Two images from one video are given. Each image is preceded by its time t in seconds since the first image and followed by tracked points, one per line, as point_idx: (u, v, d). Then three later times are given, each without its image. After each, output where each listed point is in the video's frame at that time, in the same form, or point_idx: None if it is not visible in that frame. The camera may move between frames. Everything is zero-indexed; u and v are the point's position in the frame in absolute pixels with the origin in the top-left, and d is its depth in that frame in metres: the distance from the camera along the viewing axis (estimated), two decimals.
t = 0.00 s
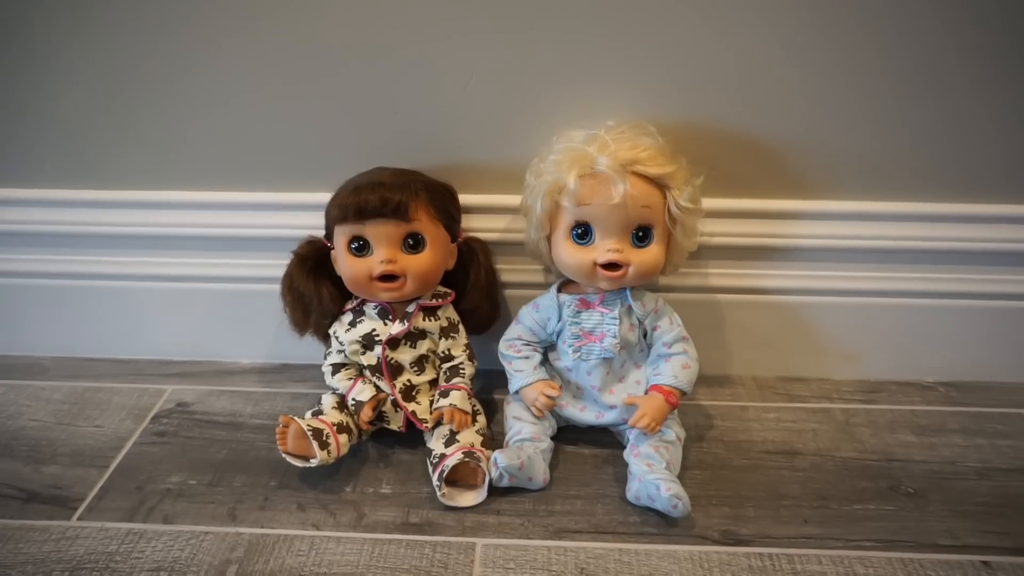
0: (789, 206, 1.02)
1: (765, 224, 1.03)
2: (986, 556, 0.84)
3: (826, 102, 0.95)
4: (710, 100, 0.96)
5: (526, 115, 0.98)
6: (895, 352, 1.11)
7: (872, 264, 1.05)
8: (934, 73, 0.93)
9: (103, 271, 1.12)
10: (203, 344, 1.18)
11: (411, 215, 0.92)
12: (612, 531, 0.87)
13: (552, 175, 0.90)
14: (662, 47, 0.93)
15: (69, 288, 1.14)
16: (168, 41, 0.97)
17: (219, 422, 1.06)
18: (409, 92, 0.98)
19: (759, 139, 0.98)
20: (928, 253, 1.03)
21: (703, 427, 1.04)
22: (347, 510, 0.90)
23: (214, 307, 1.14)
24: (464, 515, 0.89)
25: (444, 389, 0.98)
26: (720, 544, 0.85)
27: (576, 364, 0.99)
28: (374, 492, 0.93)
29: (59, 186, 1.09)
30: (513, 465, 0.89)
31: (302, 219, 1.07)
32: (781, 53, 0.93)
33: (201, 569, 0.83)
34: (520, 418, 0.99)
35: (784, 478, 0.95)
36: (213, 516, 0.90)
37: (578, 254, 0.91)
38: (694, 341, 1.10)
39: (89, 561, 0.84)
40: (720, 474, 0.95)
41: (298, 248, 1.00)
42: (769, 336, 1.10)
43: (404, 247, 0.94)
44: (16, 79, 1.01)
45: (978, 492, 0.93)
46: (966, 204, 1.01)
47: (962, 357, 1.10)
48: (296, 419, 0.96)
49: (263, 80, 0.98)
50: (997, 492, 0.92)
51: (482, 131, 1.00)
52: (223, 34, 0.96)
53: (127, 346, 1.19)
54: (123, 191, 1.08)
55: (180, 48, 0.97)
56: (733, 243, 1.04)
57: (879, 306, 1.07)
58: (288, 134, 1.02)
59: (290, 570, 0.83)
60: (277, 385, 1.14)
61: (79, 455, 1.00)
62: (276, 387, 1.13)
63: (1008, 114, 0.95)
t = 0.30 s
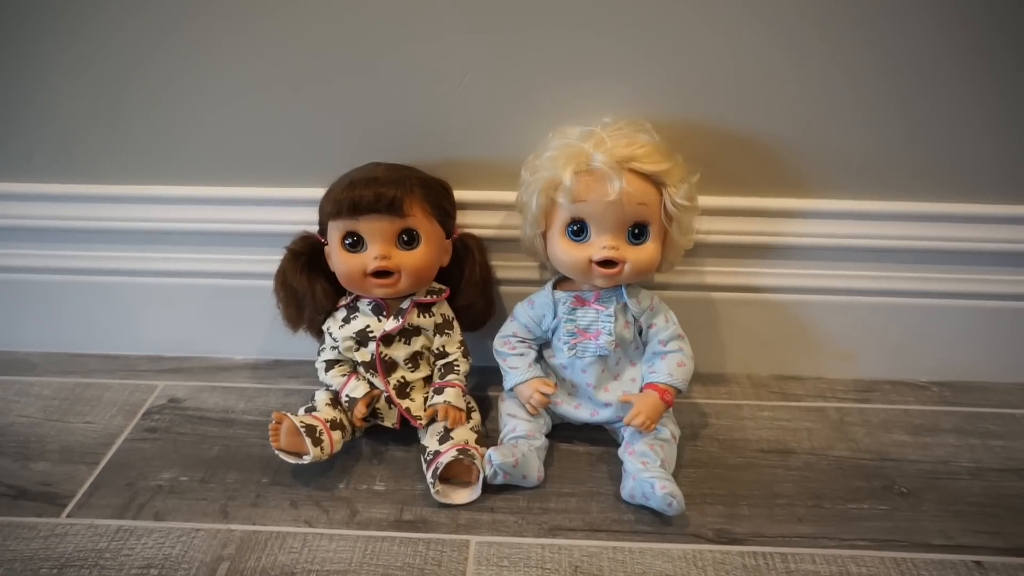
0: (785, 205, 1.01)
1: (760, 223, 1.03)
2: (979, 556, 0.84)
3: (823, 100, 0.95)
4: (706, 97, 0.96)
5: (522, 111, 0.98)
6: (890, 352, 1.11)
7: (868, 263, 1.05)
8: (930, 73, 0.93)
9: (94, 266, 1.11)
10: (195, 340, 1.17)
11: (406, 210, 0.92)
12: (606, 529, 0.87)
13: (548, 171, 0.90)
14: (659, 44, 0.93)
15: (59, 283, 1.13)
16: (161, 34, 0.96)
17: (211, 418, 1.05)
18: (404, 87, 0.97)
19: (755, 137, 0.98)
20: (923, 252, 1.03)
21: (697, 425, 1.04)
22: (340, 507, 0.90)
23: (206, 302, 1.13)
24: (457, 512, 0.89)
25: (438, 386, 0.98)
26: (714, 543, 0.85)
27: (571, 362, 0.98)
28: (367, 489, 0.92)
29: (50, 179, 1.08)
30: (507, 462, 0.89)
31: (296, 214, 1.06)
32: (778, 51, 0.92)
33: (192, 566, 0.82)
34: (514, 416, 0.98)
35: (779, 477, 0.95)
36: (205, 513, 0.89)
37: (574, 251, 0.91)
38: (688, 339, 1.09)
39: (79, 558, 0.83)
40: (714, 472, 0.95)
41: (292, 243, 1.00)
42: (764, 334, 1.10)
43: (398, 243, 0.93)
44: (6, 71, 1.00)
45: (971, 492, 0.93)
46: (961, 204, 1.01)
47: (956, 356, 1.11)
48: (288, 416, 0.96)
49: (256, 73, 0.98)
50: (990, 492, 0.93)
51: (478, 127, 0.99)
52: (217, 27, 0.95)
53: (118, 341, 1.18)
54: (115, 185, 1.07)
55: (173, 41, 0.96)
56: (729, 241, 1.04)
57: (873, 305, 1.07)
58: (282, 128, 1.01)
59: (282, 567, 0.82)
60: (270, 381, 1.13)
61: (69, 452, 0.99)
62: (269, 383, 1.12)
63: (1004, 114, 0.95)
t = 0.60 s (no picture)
0: (786, 204, 1.01)
1: (762, 222, 1.03)
2: (979, 556, 0.84)
3: (825, 100, 0.95)
4: (708, 97, 0.95)
5: (524, 110, 0.98)
6: (890, 352, 1.11)
7: (869, 263, 1.05)
8: (932, 72, 0.93)
9: (95, 264, 1.11)
10: (195, 338, 1.17)
11: (407, 209, 0.92)
12: (606, 529, 0.87)
13: (549, 170, 0.90)
14: (660, 43, 0.93)
15: (59, 280, 1.13)
16: (161, 31, 0.96)
17: (211, 416, 1.05)
18: (405, 86, 0.97)
19: (756, 136, 0.98)
20: (923, 253, 1.03)
21: (698, 425, 1.04)
22: (340, 506, 0.90)
23: (207, 300, 1.13)
24: (457, 512, 0.89)
25: (439, 385, 0.98)
26: (714, 542, 0.85)
27: (572, 362, 0.98)
28: (367, 488, 0.92)
29: (50, 176, 1.07)
30: (507, 462, 0.89)
31: (296, 213, 1.06)
32: (780, 50, 0.92)
33: (192, 565, 0.82)
34: (514, 415, 0.98)
35: (779, 477, 0.95)
36: (205, 511, 0.89)
37: (575, 251, 0.91)
38: (689, 339, 1.09)
39: (78, 556, 0.83)
40: (714, 472, 0.95)
41: (292, 242, 0.99)
42: (764, 334, 1.10)
43: (399, 242, 0.93)
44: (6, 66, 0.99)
45: (972, 492, 0.93)
46: (962, 204, 1.01)
47: (957, 356, 1.10)
48: (288, 414, 0.95)
49: (257, 71, 0.97)
50: (990, 492, 0.93)
51: (479, 126, 0.99)
52: (218, 25, 0.95)
53: (118, 339, 1.17)
54: (116, 182, 1.07)
55: (173, 39, 0.96)
56: (730, 241, 1.03)
57: (874, 305, 1.07)
58: (283, 126, 1.01)
59: (282, 566, 0.82)
60: (270, 379, 1.13)
61: (68, 449, 0.99)
62: (269, 381, 1.12)
63: (1006, 114, 0.95)
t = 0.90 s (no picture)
0: (782, 207, 1.01)
1: (758, 224, 1.03)
2: (974, 559, 0.84)
3: (821, 102, 0.95)
4: (704, 99, 0.96)
5: (520, 111, 0.97)
6: (885, 354, 1.11)
7: (864, 265, 1.05)
8: (928, 76, 0.93)
9: (88, 263, 1.10)
10: (190, 338, 1.16)
11: (403, 210, 0.91)
12: (602, 531, 0.86)
13: (546, 171, 0.90)
14: (657, 45, 0.93)
15: (53, 280, 1.12)
16: (157, 30, 0.95)
17: (205, 417, 1.04)
18: (401, 86, 0.97)
19: (753, 139, 0.98)
20: (919, 255, 1.03)
21: (693, 427, 1.04)
22: (334, 508, 0.89)
23: (201, 300, 1.12)
24: (452, 513, 0.88)
25: (434, 387, 0.97)
26: (710, 545, 0.85)
27: (568, 363, 0.98)
28: (362, 490, 0.92)
29: (43, 175, 1.07)
30: (503, 463, 0.88)
31: (292, 213, 1.06)
32: (776, 53, 0.92)
33: (185, 567, 0.81)
34: (510, 417, 0.98)
35: (774, 479, 0.95)
36: (198, 513, 0.88)
37: (571, 252, 0.91)
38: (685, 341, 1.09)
39: (70, 558, 0.82)
40: (710, 474, 0.95)
41: (287, 242, 0.99)
42: (760, 337, 1.10)
43: (395, 242, 0.92)
44: None
45: (966, 495, 0.93)
46: (957, 207, 1.01)
47: (951, 359, 1.11)
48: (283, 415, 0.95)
49: (253, 71, 0.97)
50: (984, 495, 0.93)
51: (475, 127, 0.99)
52: (214, 24, 0.94)
53: (112, 339, 1.17)
54: (110, 182, 1.06)
55: (169, 37, 0.96)
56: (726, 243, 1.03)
57: (869, 308, 1.07)
58: (279, 126, 1.01)
59: (275, 568, 0.82)
60: (264, 380, 1.12)
61: (61, 450, 0.98)
62: (264, 382, 1.12)
63: (1001, 118, 0.96)
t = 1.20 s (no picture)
0: (787, 211, 1.01)
1: (761, 228, 1.03)
2: (981, 563, 0.84)
3: (824, 106, 0.95)
4: (708, 104, 0.96)
5: (524, 116, 0.98)
6: (889, 358, 1.11)
7: (868, 269, 1.05)
8: (931, 80, 0.94)
9: (92, 270, 1.10)
10: (194, 344, 1.16)
11: (408, 215, 0.91)
12: (608, 535, 0.86)
13: (551, 176, 0.90)
14: (660, 49, 0.93)
15: (57, 286, 1.12)
16: (161, 37, 0.95)
17: (210, 423, 1.04)
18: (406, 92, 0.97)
19: (756, 143, 0.98)
20: (923, 259, 1.03)
21: (698, 431, 1.04)
22: (340, 513, 0.89)
23: (206, 307, 1.13)
24: (458, 518, 0.88)
25: (439, 391, 0.97)
26: (717, 549, 0.85)
27: (573, 367, 0.98)
28: (368, 495, 0.92)
29: (48, 182, 1.07)
30: (509, 468, 0.88)
31: (296, 219, 1.06)
32: (779, 57, 0.93)
33: (192, 573, 0.81)
34: (515, 421, 0.98)
35: (780, 483, 0.95)
36: (204, 519, 0.88)
37: (576, 256, 0.91)
38: (690, 345, 1.09)
39: (77, 565, 0.82)
40: (716, 478, 0.95)
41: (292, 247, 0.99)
42: (764, 341, 1.10)
43: (400, 247, 0.93)
44: (5, 72, 0.99)
45: (972, 499, 0.93)
46: (960, 211, 1.02)
47: (956, 363, 1.11)
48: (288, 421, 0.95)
49: (258, 76, 0.97)
50: (991, 499, 0.93)
51: (479, 132, 0.99)
52: (219, 30, 0.95)
53: (116, 345, 1.17)
54: (115, 188, 1.07)
55: (173, 45, 0.96)
56: (730, 247, 1.04)
57: (873, 312, 1.07)
58: (283, 132, 1.01)
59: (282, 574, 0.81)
60: (269, 386, 1.12)
61: (66, 457, 0.98)
62: (268, 388, 1.12)
63: (1004, 121, 0.96)
